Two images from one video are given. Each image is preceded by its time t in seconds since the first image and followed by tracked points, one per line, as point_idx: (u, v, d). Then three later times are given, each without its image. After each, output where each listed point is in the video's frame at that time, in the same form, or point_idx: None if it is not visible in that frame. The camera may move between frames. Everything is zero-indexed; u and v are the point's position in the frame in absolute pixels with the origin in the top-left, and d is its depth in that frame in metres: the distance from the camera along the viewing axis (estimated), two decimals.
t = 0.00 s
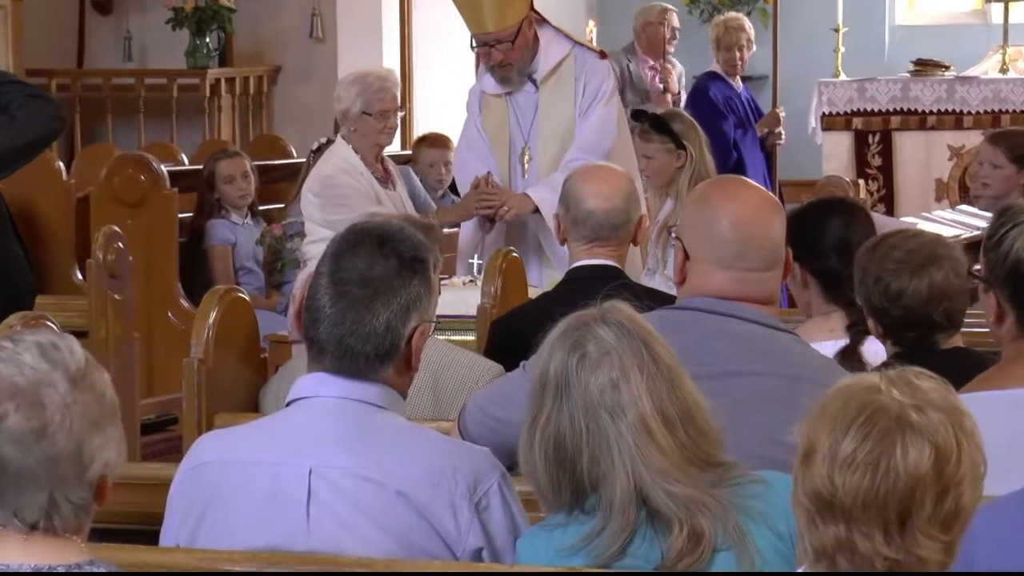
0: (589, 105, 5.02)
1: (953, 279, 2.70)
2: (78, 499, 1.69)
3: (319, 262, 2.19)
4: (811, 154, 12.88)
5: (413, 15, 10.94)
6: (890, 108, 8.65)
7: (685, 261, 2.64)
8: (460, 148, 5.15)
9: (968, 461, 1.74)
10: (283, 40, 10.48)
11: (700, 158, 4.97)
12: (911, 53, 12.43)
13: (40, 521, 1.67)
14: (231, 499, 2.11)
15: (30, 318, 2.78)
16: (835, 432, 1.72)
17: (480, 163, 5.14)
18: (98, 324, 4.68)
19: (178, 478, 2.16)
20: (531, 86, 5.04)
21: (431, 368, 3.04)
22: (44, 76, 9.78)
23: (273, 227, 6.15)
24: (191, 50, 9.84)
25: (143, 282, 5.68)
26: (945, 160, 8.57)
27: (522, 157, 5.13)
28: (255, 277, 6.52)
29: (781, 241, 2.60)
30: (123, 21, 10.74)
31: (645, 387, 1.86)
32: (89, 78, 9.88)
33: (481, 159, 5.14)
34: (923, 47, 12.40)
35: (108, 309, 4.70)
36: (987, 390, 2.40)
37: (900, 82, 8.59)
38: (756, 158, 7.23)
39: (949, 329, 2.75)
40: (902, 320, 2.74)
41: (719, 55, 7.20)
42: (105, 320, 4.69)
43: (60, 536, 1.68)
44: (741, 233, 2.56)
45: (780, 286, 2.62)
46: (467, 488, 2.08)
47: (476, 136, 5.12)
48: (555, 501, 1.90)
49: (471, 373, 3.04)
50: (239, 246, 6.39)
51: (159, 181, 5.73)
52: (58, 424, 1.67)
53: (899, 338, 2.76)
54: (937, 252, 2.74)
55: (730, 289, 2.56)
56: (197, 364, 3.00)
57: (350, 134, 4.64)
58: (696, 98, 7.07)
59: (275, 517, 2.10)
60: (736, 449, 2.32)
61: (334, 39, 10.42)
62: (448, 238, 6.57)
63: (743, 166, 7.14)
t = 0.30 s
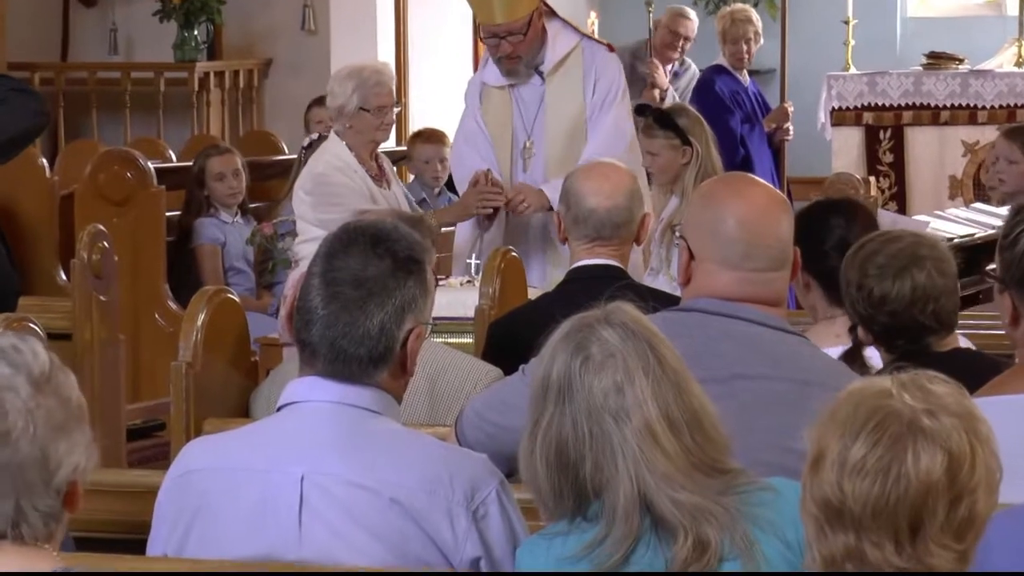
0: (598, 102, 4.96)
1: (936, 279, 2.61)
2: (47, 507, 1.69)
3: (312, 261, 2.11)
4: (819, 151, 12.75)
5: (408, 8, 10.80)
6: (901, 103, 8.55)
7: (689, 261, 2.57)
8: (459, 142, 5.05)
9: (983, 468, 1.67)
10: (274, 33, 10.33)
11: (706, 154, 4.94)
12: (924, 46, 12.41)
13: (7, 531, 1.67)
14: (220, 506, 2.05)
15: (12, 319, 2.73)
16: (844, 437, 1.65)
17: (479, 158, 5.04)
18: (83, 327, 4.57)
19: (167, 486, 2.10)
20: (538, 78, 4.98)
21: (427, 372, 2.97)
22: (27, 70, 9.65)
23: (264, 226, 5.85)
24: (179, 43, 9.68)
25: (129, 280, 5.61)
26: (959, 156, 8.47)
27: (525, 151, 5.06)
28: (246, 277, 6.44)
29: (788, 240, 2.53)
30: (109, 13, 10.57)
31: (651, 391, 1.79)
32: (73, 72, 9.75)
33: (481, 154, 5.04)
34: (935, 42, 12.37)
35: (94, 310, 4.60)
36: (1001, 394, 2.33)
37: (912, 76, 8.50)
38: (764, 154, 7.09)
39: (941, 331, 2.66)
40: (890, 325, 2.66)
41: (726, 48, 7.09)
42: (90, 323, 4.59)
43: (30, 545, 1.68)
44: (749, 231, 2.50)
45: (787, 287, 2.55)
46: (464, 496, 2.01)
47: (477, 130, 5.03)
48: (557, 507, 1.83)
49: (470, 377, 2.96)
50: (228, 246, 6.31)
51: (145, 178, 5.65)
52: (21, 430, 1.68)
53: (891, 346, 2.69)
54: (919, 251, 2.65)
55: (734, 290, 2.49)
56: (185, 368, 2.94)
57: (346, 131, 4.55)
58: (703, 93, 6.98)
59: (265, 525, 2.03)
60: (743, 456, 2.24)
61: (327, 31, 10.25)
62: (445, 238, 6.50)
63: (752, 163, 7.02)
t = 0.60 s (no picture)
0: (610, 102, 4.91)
1: (938, 281, 2.53)
2: (34, 515, 1.81)
3: (306, 263, 2.05)
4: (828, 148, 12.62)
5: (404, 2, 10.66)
6: (912, 99, 8.46)
7: (694, 262, 2.50)
8: (458, 135, 4.95)
9: (997, 475, 1.61)
10: (264, 28, 10.19)
11: (711, 151, 4.65)
12: (936, 40, 12.20)
13: None
14: (210, 515, 1.98)
15: None
16: (853, 444, 1.59)
17: (479, 153, 4.94)
18: (67, 330, 4.53)
19: (154, 495, 2.03)
20: (551, 74, 4.94)
21: (424, 376, 2.91)
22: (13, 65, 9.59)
23: (254, 226, 5.91)
24: (167, 37, 9.57)
25: (115, 281, 5.55)
26: (972, 154, 8.46)
27: (530, 149, 4.96)
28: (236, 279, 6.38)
29: (796, 239, 2.47)
30: (95, 6, 10.41)
31: (655, 396, 1.72)
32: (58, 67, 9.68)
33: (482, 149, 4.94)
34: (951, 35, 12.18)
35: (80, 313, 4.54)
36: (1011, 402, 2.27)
37: (924, 71, 8.39)
38: (771, 150, 6.92)
39: (946, 335, 2.57)
40: (892, 331, 2.58)
41: (732, 42, 6.89)
42: (75, 327, 4.53)
43: (17, 554, 1.80)
44: (754, 232, 2.43)
45: (796, 288, 2.48)
46: (461, 505, 1.95)
47: (479, 124, 4.95)
48: (556, 518, 1.76)
49: (467, 381, 2.89)
50: (218, 248, 6.24)
51: (131, 175, 5.56)
52: (10, 439, 1.79)
53: (895, 352, 2.61)
54: (921, 252, 2.57)
55: (739, 290, 2.43)
56: (172, 372, 2.88)
57: (341, 129, 4.48)
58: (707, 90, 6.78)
59: (255, 536, 1.96)
60: (747, 465, 2.18)
61: (318, 25, 10.13)
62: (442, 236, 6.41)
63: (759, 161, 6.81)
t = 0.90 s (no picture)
0: (620, 101, 4.85)
1: (949, 283, 2.47)
2: (37, 529, 1.81)
3: (299, 264, 1.98)
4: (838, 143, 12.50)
5: None
6: (926, 94, 8.43)
7: (700, 263, 2.44)
8: (454, 127, 4.85)
9: (1009, 482, 1.55)
10: (256, 23, 10.10)
11: (712, 146, 4.50)
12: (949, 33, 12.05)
13: None
14: (200, 524, 1.91)
15: None
16: (860, 451, 1.53)
17: (476, 147, 4.83)
18: (50, 333, 4.52)
19: (140, 502, 1.96)
20: (560, 70, 4.86)
21: (421, 382, 2.84)
22: None
23: (244, 226, 5.93)
24: (153, 30, 9.52)
25: (99, 283, 5.43)
26: (988, 151, 8.37)
27: (535, 146, 4.88)
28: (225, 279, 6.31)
29: (805, 239, 2.40)
30: None
31: (658, 403, 1.66)
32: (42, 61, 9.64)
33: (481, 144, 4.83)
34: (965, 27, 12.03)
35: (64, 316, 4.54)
36: None
37: (938, 66, 8.36)
38: (779, 149, 6.85)
39: (957, 339, 2.50)
40: (902, 334, 2.51)
41: (738, 35, 6.80)
42: (57, 330, 4.53)
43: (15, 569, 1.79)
44: (761, 232, 2.36)
45: (805, 290, 2.42)
46: (458, 515, 1.88)
47: (477, 118, 4.83)
48: (556, 528, 1.68)
49: (463, 387, 2.83)
50: (206, 248, 6.19)
51: (115, 173, 5.45)
52: (16, 449, 1.79)
53: (906, 356, 2.54)
54: (931, 253, 2.50)
55: (746, 293, 2.36)
56: (160, 378, 2.80)
57: (335, 125, 4.42)
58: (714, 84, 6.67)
59: (245, 547, 1.89)
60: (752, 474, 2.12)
61: (310, 18, 10.02)
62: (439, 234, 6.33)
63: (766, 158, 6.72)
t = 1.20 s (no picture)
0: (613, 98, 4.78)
1: (959, 283, 2.41)
2: (25, 539, 1.74)
3: (292, 263, 1.92)
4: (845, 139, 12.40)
5: None
6: (938, 88, 8.10)
7: (703, 264, 2.39)
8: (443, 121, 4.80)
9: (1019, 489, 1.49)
10: (244, 12, 10.01)
11: (711, 141, 4.39)
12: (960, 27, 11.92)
13: None
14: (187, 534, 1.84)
15: None
16: (865, 458, 1.47)
17: (464, 141, 4.77)
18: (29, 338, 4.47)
19: (125, 509, 1.89)
20: (553, 64, 4.79)
21: (415, 387, 2.77)
22: None
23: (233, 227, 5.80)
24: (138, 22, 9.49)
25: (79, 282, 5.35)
26: (1002, 148, 8.10)
27: (525, 143, 4.83)
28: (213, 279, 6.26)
29: (813, 238, 2.34)
30: None
31: (661, 407, 1.59)
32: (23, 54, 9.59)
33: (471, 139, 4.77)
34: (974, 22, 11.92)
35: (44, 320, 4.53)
36: None
37: (950, 58, 8.03)
38: (786, 140, 6.77)
39: (969, 342, 2.44)
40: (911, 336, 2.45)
41: (744, 27, 6.67)
42: (39, 333, 4.54)
43: None
44: (766, 231, 2.30)
45: (812, 291, 2.36)
46: (454, 524, 1.82)
47: (468, 113, 4.77)
48: (556, 537, 1.62)
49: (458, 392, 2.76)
50: (193, 248, 6.14)
51: (99, 171, 5.39)
52: (8, 456, 1.73)
53: (915, 359, 2.48)
54: (941, 253, 2.43)
55: (753, 293, 2.30)
56: (145, 383, 2.74)
57: (326, 119, 4.34)
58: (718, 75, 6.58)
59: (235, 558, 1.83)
60: (758, 481, 2.06)
61: (301, 10, 9.92)
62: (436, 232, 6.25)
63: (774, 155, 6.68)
